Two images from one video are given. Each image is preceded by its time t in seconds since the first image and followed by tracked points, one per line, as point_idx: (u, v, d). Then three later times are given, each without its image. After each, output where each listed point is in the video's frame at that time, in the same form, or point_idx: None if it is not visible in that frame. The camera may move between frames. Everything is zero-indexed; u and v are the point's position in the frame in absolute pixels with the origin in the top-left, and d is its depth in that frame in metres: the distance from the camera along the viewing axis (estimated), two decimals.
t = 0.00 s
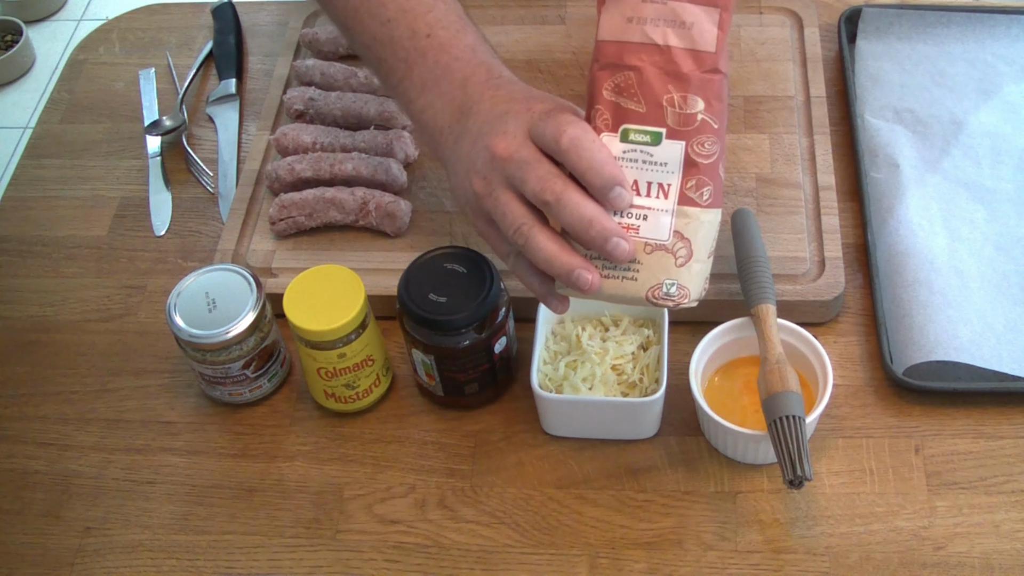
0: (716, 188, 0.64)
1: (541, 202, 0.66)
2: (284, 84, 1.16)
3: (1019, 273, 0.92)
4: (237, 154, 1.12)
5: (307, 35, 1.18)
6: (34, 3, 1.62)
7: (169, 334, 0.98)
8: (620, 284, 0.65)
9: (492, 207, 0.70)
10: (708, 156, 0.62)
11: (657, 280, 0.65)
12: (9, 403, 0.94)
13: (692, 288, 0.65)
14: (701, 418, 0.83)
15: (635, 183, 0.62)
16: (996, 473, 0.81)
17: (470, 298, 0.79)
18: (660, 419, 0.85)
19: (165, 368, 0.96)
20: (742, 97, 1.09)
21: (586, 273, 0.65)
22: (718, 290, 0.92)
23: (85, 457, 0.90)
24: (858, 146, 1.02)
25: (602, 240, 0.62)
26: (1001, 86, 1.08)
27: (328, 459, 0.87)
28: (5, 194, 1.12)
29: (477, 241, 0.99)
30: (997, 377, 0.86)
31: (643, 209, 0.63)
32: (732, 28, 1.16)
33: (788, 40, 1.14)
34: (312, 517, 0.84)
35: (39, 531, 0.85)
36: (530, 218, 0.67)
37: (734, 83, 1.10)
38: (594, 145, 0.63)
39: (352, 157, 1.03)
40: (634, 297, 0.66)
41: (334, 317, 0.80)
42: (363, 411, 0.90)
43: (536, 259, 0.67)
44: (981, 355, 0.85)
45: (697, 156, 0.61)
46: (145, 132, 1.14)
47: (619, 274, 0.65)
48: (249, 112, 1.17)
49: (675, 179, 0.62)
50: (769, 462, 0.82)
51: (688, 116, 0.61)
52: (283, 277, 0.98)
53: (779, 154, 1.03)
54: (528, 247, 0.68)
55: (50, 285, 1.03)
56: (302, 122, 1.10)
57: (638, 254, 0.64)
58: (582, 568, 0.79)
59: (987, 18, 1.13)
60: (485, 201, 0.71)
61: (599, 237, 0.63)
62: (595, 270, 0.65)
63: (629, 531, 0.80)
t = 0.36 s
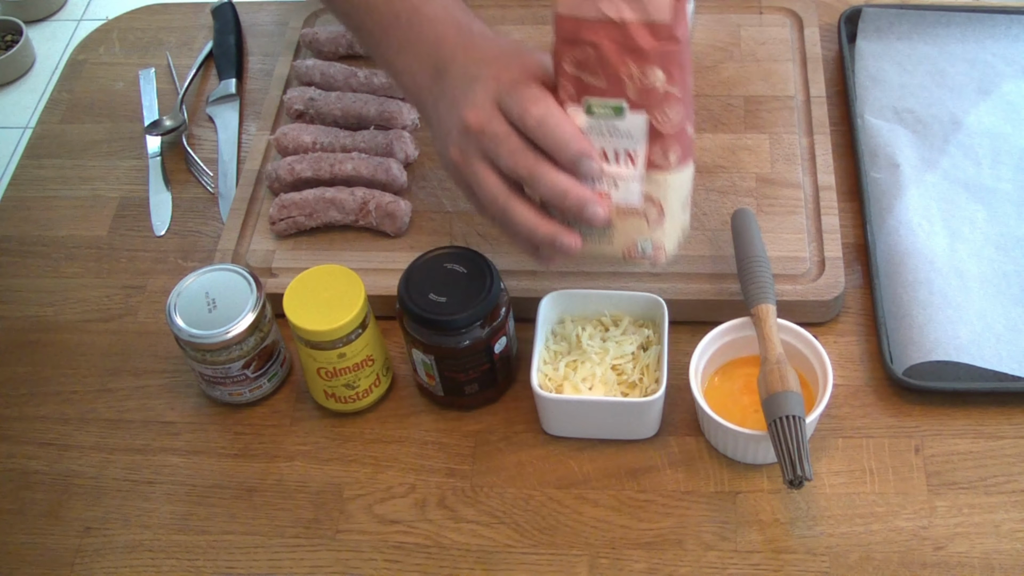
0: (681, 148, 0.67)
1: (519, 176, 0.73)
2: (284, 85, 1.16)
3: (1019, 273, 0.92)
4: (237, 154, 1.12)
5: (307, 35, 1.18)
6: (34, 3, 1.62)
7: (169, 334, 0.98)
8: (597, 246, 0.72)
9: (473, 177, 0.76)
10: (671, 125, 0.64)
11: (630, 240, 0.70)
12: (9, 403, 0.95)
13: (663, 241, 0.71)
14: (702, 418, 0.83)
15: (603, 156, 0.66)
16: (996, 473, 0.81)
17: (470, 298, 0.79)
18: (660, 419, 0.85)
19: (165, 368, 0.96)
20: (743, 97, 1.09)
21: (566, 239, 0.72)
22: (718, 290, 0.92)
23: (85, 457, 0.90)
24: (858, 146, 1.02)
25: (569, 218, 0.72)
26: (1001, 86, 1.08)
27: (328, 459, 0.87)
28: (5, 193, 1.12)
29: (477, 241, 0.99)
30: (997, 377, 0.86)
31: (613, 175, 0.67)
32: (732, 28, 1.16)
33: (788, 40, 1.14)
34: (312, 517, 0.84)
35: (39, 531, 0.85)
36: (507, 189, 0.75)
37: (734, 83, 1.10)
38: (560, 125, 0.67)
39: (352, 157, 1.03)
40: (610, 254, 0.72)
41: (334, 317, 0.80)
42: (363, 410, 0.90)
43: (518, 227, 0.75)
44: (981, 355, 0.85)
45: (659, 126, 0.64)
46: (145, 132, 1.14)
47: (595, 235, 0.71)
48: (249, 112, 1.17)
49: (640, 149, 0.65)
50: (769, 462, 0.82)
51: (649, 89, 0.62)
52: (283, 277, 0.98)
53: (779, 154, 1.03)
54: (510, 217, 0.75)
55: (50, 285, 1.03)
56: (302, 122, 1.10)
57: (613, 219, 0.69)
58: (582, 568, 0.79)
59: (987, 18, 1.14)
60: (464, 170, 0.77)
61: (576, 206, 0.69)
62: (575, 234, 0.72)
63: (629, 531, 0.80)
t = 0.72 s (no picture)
0: None
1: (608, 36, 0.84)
2: (284, 85, 1.16)
3: (1020, 273, 0.92)
4: (237, 154, 1.12)
5: (307, 35, 1.18)
6: (34, 3, 1.62)
7: (169, 334, 0.98)
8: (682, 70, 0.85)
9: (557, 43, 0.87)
10: None
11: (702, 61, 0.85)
12: (9, 403, 0.94)
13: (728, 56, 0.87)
14: (701, 418, 0.83)
15: None
16: (996, 473, 0.81)
17: (470, 298, 0.79)
18: (660, 419, 0.85)
19: (165, 368, 0.96)
20: (743, 97, 1.09)
21: (658, 78, 0.85)
22: (718, 290, 0.92)
23: (86, 457, 0.90)
24: (858, 146, 1.02)
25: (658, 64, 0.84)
26: (1001, 87, 1.08)
27: (328, 459, 0.87)
28: (5, 193, 1.12)
29: (477, 241, 0.99)
30: (997, 377, 0.86)
31: (681, 15, 0.81)
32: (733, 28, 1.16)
33: (788, 40, 1.14)
34: (312, 517, 0.84)
35: (39, 531, 0.85)
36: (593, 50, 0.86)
37: (734, 83, 1.10)
38: None
39: (352, 156, 1.03)
40: (688, 74, 0.86)
41: (334, 317, 0.80)
42: (363, 410, 0.90)
43: (613, 77, 0.86)
44: (981, 356, 0.85)
45: None
46: (145, 132, 1.14)
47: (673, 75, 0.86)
48: (249, 113, 1.17)
49: None
50: (769, 462, 0.83)
51: None
52: (283, 277, 0.98)
53: (779, 154, 1.03)
54: (602, 70, 0.86)
55: (50, 285, 1.03)
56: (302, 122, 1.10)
57: (690, 47, 0.83)
58: (582, 568, 0.79)
59: (987, 18, 1.14)
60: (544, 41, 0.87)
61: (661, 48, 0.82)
62: (666, 68, 0.84)
63: (629, 531, 0.80)
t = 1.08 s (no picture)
0: (525, 73, 0.79)
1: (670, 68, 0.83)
2: (284, 85, 1.16)
3: (1020, 273, 0.92)
4: (237, 154, 1.12)
5: (307, 34, 1.18)
6: (34, 3, 1.62)
7: (169, 334, 0.98)
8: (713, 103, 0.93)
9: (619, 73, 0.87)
10: (513, 51, 0.78)
11: (487, 152, 0.80)
12: (8, 403, 0.94)
13: (514, 153, 0.82)
14: (702, 418, 0.83)
15: (458, 77, 0.76)
16: (996, 473, 0.81)
17: (470, 298, 0.79)
18: (660, 419, 0.85)
19: (165, 368, 0.96)
20: (743, 97, 1.09)
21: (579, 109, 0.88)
22: (718, 290, 0.92)
23: (86, 457, 0.90)
24: (858, 146, 1.02)
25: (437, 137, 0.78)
26: (1001, 86, 1.08)
27: (328, 459, 0.87)
28: (5, 193, 1.12)
29: (477, 241, 0.99)
30: (997, 377, 0.86)
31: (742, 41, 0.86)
32: (733, 28, 1.16)
33: (788, 40, 1.14)
34: (312, 517, 0.84)
35: (39, 531, 0.85)
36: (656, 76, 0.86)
37: (734, 83, 1.10)
38: (411, 47, 0.74)
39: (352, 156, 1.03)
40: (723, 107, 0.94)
41: (334, 317, 0.80)
42: (363, 410, 0.90)
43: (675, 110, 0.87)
44: (981, 356, 0.85)
45: (504, 51, 0.77)
46: (145, 132, 1.14)
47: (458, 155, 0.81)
48: (249, 113, 1.17)
49: (488, 73, 0.77)
50: (769, 462, 0.83)
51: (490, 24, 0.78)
52: (283, 277, 0.98)
53: (779, 154, 1.03)
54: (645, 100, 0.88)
55: (50, 285, 1.03)
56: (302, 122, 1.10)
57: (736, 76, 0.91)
58: (583, 568, 0.79)
59: (987, 18, 1.14)
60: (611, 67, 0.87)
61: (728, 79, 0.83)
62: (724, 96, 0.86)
63: (629, 531, 0.80)
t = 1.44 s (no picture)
0: None
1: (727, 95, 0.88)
2: (284, 85, 1.16)
3: (1020, 273, 0.92)
4: (237, 154, 1.12)
5: (307, 35, 1.18)
6: (34, 3, 1.62)
7: (169, 334, 0.98)
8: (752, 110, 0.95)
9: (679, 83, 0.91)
10: None
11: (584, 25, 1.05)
12: (8, 403, 0.94)
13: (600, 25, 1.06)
14: (701, 418, 0.83)
15: None
16: (996, 473, 0.81)
17: (470, 298, 0.79)
18: (660, 419, 0.85)
19: (165, 368, 0.96)
20: (742, 97, 1.09)
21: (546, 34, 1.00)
22: (718, 290, 0.92)
23: (86, 457, 0.90)
24: (858, 146, 1.02)
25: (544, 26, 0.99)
26: (1001, 86, 1.08)
27: (328, 459, 0.87)
28: (5, 193, 1.12)
29: (477, 241, 0.99)
30: (997, 377, 0.86)
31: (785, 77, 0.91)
32: (732, 28, 1.16)
33: (788, 40, 1.14)
34: (312, 517, 0.84)
35: (39, 531, 0.85)
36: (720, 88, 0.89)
37: (734, 83, 1.10)
38: None
39: (352, 156, 1.03)
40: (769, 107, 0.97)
41: (333, 317, 0.80)
42: (363, 410, 0.90)
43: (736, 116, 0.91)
44: (981, 356, 0.85)
45: None
46: (145, 132, 1.14)
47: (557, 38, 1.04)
48: (249, 113, 1.17)
49: None
50: (768, 462, 0.82)
51: None
52: (283, 277, 0.98)
53: (779, 154, 1.03)
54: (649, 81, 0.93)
55: (50, 285, 1.03)
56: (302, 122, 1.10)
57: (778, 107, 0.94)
58: (583, 568, 0.79)
59: (988, 18, 1.13)
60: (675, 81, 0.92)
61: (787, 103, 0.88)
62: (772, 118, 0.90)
63: (629, 531, 0.80)
